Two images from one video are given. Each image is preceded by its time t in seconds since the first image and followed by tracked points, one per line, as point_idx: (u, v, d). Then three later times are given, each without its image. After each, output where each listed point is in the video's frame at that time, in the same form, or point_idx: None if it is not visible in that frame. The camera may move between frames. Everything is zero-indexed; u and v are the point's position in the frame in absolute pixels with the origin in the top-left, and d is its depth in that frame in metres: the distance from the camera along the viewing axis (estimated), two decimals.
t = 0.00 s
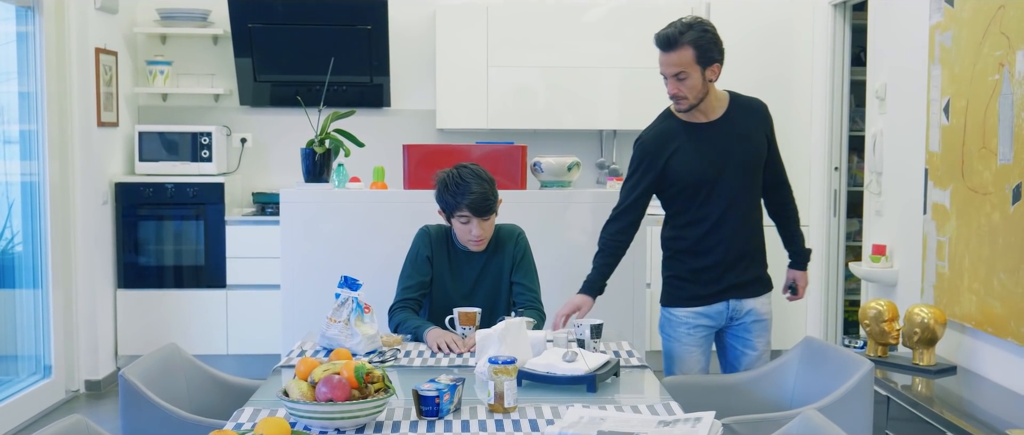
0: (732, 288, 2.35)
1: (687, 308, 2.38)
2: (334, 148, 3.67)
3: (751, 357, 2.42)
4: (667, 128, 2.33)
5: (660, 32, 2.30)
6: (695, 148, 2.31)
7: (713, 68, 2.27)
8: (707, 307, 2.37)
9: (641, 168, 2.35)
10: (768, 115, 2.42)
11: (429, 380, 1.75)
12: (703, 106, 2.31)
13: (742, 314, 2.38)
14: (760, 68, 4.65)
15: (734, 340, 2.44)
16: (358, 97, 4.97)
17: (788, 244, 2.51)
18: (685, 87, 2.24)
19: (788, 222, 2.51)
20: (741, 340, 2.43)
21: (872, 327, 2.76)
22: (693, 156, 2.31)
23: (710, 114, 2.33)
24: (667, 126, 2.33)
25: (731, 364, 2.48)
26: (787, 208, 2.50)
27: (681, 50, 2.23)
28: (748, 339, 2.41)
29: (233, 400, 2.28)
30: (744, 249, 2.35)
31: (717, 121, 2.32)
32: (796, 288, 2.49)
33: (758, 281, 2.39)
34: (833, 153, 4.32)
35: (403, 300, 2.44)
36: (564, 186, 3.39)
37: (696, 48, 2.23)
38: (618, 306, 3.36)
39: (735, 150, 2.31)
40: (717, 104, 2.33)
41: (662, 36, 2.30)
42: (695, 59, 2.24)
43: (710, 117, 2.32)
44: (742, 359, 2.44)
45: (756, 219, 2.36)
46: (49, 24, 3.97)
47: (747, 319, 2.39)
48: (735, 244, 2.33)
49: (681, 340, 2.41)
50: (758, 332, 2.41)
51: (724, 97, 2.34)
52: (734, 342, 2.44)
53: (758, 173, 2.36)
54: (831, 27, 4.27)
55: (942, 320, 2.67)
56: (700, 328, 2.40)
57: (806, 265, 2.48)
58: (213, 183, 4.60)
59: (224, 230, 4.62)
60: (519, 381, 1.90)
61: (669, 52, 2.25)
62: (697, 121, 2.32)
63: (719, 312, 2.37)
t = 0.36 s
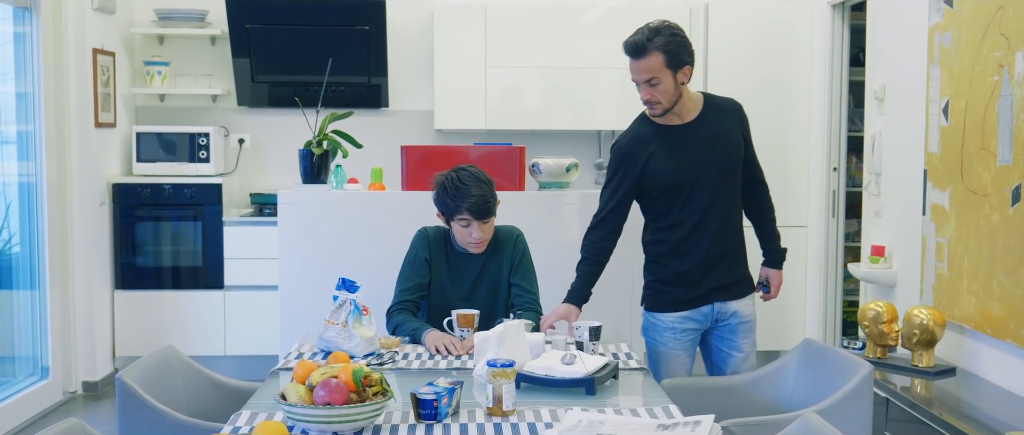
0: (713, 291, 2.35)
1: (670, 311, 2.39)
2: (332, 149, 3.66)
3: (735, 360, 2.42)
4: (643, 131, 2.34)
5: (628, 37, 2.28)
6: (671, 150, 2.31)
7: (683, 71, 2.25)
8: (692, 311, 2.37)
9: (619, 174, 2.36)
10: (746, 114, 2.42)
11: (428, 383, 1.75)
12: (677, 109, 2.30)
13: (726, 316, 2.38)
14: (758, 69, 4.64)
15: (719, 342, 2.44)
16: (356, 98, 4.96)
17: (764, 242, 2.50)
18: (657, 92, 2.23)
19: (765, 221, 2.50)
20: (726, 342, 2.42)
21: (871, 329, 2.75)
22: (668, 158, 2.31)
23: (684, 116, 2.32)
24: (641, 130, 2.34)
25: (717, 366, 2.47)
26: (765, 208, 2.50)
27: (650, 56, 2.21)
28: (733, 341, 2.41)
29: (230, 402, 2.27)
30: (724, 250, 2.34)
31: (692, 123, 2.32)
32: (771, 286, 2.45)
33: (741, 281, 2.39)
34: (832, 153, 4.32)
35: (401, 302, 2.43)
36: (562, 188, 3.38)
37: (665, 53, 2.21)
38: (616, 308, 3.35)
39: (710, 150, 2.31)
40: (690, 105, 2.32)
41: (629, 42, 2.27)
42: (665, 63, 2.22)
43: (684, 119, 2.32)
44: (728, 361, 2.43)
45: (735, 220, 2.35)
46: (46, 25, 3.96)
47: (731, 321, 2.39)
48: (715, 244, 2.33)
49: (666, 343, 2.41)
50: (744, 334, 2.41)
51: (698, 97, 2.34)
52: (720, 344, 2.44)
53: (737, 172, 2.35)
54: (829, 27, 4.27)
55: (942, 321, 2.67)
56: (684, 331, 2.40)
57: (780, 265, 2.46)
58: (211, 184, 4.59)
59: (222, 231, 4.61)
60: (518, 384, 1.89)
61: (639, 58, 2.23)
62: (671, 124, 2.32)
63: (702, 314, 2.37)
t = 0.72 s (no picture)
0: (703, 294, 2.34)
1: (659, 315, 2.38)
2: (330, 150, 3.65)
3: (727, 362, 2.41)
4: (631, 132, 2.33)
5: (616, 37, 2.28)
6: (659, 150, 2.30)
7: (671, 70, 2.25)
8: (682, 313, 2.37)
9: (609, 175, 2.35)
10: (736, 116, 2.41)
11: (426, 387, 1.73)
12: (665, 109, 2.29)
13: (716, 318, 2.38)
14: (757, 70, 4.62)
15: (710, 344, 2.43)
16: (354, 98, 4.95)
17: (755, 247, 2.47)
18: (645, 92, 2.23)
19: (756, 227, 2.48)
20: (716, 344, 2.42)
21: (870, 331, 2.75)
22: (656, 159, 2.30)
23: (672, 116, 2.31)
24: (630, 131, 2.34)
25: (708, 368, 2.46)
26: (755, 213, 2.48)
27: (637, 55, 2.21)
28: (723, 343, 2.40)
29: (227, 405, 2.25)
30: (711, 252, 2.33)
31: (680, 124, 2.31)
32: (761, 292, 2.44)
33: (731, 283, 2.38)
34: (830, 154, 4.32)
35: (399, 304, 2.42)
36: (561, 189, 3.36)
37: (652, 52, 2.21)
38: (615, 309, 3.34)
39: (696, 151, 2.30)
40: (679, 106, 2.32)
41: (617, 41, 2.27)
42: (653, 63, 2.22)
43: (672, 119, 2.31)
44: (719, 363, 2.42)
45: (723, 221, 2.34)
46: (43, 25, 3.95)
47: (721, 323, 2.39)
48: (703, 245, 2.32)
49: (657, 347, 2.40)
50: (735, 336, 2.40)
51: (687, 99, 2.33)
52: (710, 346, 2.43)
53: (726, 173, 2.34)
54: (828, 28, 4.27)
55: (942, 323, 2.65)
56: (674, 333, 2.39)
57: (773, 269, 2.44)
58: (208, 185, 4.57)
59: (220, 233, 4.59)
60: (517, 387, 1.88)
61: (626, 57, 2.23)
62: (659, 124, 2.31)
63: (692, 316, 2.37)
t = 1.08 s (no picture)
0: (695, 296, 2.33)
1: (653, 317, 2.37)
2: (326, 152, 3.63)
3: (721, 365, 2.40)
4: (625, 133, 2.33)
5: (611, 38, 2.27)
6: (652, 152, 2.29)
7: (665, 71, 2.24)
8: (676, 316, 2.36)
9: (603, 177, 2.35)
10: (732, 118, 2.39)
11: (424, 391, 1.72)
12: (659, 111, 2.28)
13: (710, 320, 2.36)
14: (755, 70, 4.62)
15: (705, 347, 2.42)
16: (351, 99, 4.94)
17: (750, 252, 2.46)
18: (639, 93, 2.22)
19: (751, 231, 2.46)
20: (711, 347, 2.40)
21: (869, 333, 2.75)
22: (648, 161, 2.29)
23: (666, 118, 2.31)
24: (624, 133, 2.33)
25: (703, 370, 2.45)
26: (751, 217, 2.46)
27: (631, 56, 2.20)
28: (717, 345, 2.39)
29: (223, 409, 2.24)
30: (704, 254, 2.32)
31: (674, 126, 2.30)
32: (755, 299, 2.43)
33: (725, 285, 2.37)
34: (828, 156, 4.33)
35: (396, 307, 2.41)
36: (558, 191, 3.33)
37: (646, 53, 2.20)
38: (613, 311, 3.33)
39: (689, 153, 2.29)
40: (673, 108, 2.31)
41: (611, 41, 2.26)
42: (647, 64, 2.21)
43: (666, 121, 2.30)
44: (714, 366, 2.41)
45: (716, 224, 2.32)
46: (39, 25, 3.93)
47: (716, 326, 2.37)
48: (696, 248, 2.30)
49: (651, 349, 2.40)
50: (729, 339, 2.38)
51: (681, 101, 2.32)
52: (705, 349, 2.42)
53: (721, 175, 2.33)
54: (826, 29, 4.28)
55: (941, 325, 2.65)
56: (667, 336, 2.38)
57: (767, 275, 2.43)
58: (205, 186, 4.56)
59: (216, 234, 4.58)
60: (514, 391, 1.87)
61: (620, 58, 2.22)
62: (653, 126, 2.30)
63: (685, 319, 2.36)
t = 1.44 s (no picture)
0: (691, 298, 2.32)
1: (649, 320, 2.36)
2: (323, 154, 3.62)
3: (719, 368, 2.39)
4: (621, 135, 2.33)
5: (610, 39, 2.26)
6: (648, 154, 2.29)
7: (664, 73, 2.23)
8: (672, 319, 2.35)
9: (599, 179, 2.35)
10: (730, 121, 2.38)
11: (420, 396, 1.71)
12: (657, 113, 2.28)
13: (706, 323, 2.36)
14: (753, 71, 4.61)
15: (701, 350, 2.41)
16: (347, 100, 4.92)
17: (747, 255, 2.45)
18: (638, 95, 2.21)
19: (747, 234, 2.45)
20: (708, 350, 2.39)
21: (868, 335, 2.74)
22: (643, 163, 2.29)
23: (663, 120, 2.30)
24: (620, 136, 2.33)
25: (700, 374, 2.44)
26: (748, 220, 2.45)
27: (631, 58, 2.19)
28: (714, 348, 2.38)
29: (219, 412, 2.24)
30: (699, 257, 2.30)
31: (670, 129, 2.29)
32: (752, 303, 2.42)
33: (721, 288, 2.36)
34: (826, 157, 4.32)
35: (393, 311, 2.39)
36: (555, 193, 3.34)
37: (646, 55, 2.19)
38: (610, 313, 3.32)
39: (685, 156, 2.28)
40: (670, 110, 2.30)
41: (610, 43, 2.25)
42: (647, 66, 2.20)
43: (664, 123, 2.30)
44: (710, 370, 2.40)
45: (711, 227, 2.31)
46: (35, 26, 3.91)
47: (713, 329, 2.37)
48: (691, 250, 2.29)
49: (647, 352, 2.38)
50: (725, 342, 2.38)
51: (678, 104, 2.32)
52: (701, 352, 2.41)
53: (717, 178, 2.32)
54: (823, 30, 4.28)
55: (939, 328, 2.64)
56: (663, 340, 2.37)
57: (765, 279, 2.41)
58: (201, 188, 4.54)
59: (213, 236, 4.56)
60: (512, 396, 1.85)
61: (620, 60, 2.21)
62: (651, 128, 2.30)
63: (681, 322, 2.35)
